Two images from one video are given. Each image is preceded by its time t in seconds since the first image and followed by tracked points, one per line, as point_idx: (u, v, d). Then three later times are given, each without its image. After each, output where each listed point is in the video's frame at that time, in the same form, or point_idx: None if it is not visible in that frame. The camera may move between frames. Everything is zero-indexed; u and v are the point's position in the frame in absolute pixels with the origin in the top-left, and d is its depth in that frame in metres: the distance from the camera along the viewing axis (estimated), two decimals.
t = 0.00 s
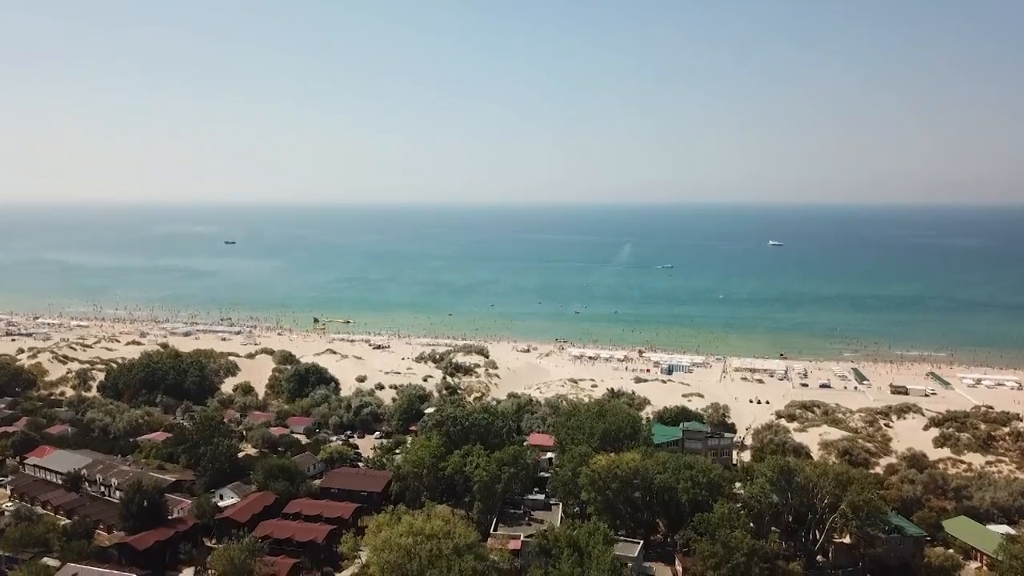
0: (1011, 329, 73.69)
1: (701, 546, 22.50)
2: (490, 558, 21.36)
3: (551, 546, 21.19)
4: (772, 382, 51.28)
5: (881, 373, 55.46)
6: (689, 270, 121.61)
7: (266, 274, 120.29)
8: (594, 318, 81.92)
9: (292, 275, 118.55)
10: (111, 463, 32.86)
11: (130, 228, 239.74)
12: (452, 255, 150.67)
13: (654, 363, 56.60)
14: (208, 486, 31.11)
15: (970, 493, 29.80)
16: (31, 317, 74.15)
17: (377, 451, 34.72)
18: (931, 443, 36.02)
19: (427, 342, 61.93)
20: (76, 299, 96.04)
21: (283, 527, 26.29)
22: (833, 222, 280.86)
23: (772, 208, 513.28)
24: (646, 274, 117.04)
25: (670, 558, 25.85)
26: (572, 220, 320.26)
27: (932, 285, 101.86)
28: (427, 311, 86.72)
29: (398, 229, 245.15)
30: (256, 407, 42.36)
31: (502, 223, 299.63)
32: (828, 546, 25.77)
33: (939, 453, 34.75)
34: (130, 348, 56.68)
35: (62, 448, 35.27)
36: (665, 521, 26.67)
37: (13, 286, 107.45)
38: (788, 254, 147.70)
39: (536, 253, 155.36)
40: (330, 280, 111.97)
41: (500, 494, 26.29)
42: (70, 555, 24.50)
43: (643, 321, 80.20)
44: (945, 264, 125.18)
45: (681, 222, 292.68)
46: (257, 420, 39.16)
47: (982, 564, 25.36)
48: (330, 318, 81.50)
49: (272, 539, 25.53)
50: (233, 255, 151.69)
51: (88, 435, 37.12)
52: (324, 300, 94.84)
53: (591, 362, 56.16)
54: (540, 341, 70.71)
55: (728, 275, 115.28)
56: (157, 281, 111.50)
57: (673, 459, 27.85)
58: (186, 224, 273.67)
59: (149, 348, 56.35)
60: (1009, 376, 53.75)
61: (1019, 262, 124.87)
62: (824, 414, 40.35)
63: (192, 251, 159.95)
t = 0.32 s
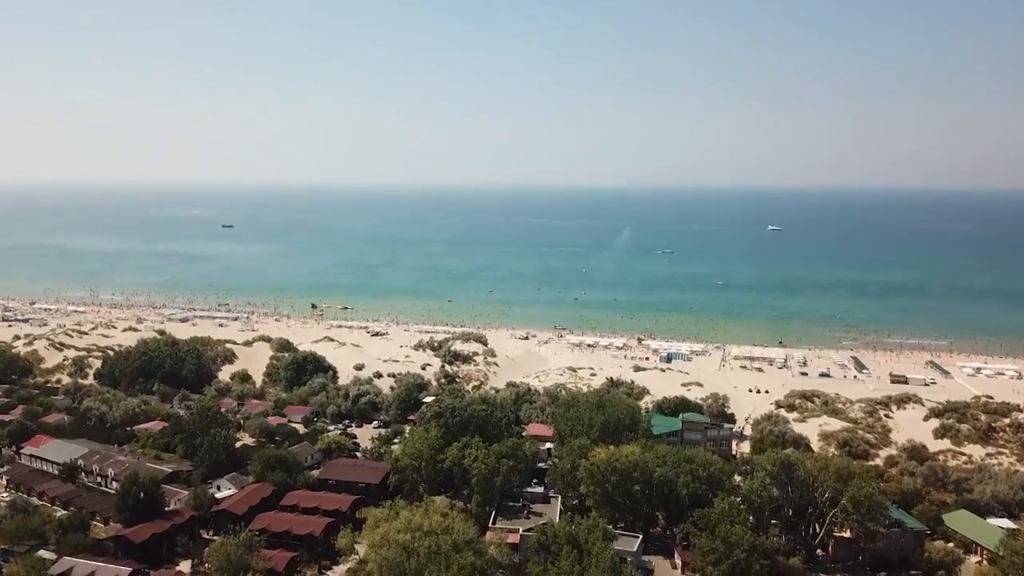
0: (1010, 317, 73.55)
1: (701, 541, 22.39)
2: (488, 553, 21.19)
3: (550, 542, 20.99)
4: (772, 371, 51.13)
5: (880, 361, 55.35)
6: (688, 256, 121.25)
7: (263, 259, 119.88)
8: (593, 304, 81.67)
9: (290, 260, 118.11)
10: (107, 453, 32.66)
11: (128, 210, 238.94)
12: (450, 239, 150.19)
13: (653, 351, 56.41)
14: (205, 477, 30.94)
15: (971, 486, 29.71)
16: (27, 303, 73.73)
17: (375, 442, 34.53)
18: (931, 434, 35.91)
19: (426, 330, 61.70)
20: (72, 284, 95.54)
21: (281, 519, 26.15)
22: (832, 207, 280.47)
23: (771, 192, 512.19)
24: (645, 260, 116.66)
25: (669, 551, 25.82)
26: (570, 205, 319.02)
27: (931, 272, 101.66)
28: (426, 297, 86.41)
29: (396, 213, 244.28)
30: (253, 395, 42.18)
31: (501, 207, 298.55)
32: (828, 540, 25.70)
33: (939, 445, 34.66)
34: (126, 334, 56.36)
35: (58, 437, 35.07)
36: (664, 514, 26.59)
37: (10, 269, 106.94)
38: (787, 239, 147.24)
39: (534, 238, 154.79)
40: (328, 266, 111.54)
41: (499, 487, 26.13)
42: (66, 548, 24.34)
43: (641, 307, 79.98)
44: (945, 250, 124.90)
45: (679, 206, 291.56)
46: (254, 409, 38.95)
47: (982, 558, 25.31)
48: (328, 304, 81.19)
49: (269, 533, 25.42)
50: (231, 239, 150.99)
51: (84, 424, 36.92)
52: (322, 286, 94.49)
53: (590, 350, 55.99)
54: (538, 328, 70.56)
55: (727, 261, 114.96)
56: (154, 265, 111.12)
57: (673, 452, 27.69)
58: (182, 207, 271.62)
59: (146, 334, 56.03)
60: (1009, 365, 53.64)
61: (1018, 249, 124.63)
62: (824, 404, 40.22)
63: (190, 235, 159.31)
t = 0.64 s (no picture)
0: (1010, 307, 73.37)
1: (701, 538, 22.30)
2: (488, 551, 21.01)
3: (549, 541, 20.76)
4: (772, 362, 50.98)
5: (881, 352, 55.20)
6: (688, 244, 120.81)
7: (262, 246, 119.46)
8: (593, 293, 81.42)
9: (288, 248, 117.58)
10: (104, 445, 32.52)
11: (126, 197, 238.26)
12: (449, 227, 149.53)
13: (652, 341, 56.24)
14: (203, 471, 30.81)
15: (971, 481, 29.62)
16: (24, 291, 73.37)
17: (374, 435, 34.37)
18: (932, 427, 35.80)
19: (424, 320, 61.52)
20: (69, 271, 95.04)
21: (279, 514, 26.04)
22: (832, 194, 279.89)
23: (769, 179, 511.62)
24: (645, 248, 116.33)
25: (669, 547, 25.75)
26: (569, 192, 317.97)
27: (931, 260, 101.37)
28: (425, 285, 86.09)
29: (395, 200, 243.13)
30: (251, 387, 42.07)
31: (499, 193, 297.59)
32: (829, 536, 25.66)
33: (940, 438, 34.58)
34: (123, 324, 56.04)
35: (55, 430, 34.90)
36: (664, 509, 26.50)
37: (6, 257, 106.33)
38: (787, 227, 146.81)
39: (533, 226, 154.34)
40: (326, 254, 111.09)
41: (498, 483, 26.01)
42: (63, 543, 24.16)
43: (641, 297, 79.70)
44: (945, 238, 124.64)
45: (679, 193, 290.61)
46: (252, 401, 38.79)
47: (983, 554, 25.26)
48: (326, 293, 80.89)
49: (267, 529, 25.29)
50: (229, 226, 150.20)
51: (81, 416, 36.75)
52: (320, 274, 94.12)
53: (589, 341, 55.81)
54: (537, 318, 70.35)
55: (727, 249, 114.55)
56: (152, 253, 110.71)
57: (674, 447, 27.50)
58: (179, 193, 271.02)
59: (143, 324, 55.71)
60: (1009, 356, 53.53)
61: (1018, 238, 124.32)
62: (824, 396, 40.11)
63: (188, 221, 158.38)
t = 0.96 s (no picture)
0: (1011, 294, 73.15)
1: (701, 534, 22.19)
2: (487, 547, 20.88)
3: (548, 538, 20.58)
4: (772, 351, 50.78)
5: (881, 341, 55.03)
6: (687, 229, 120.34)
7: (259, 231, 118.99)
8: (592, 280, 81.12)
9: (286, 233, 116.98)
10: (101, 436, 32.31)
11: (125, 180, 237.72)
12: (447, 211, 148.83)
13: (652, 329, 56.04)
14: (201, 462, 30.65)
15: (972, 474, 29.49)
16: (20, 277, 72.99)
17: (372, 426, 34.19)
18: (932, 418, 35.68)
19: (423, 307, 61.28)
20: (66, 257, 94.54)
21: (276, 507, 25.91)
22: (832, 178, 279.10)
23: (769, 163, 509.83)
24: (644, 234, 115.89)
25: (668, 541, 25.78)
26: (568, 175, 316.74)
27: (931, 246, 101.03)
28: (423, 272, 85.74)
29: (393, 184, 242.14)
30: (249, 376, 41.85)
31: (498, 177, 296.49)
32: (829, 530, 25.58)
33: (940, 429, 34.48)
34: (120, 311, 55.67)
35: (52, 420, 34.70)
36: (664, 503, 26.38)
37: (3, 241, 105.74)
38: (787, 212, 146.27)
39: (532, 210, 153.68)
40: (324, 239, 110.52)
41: (497, 477, 25.85)
42: (58, 537, 23.99)
43: (640, 283, 79.42)
44: (945, 224, 124.34)
45: (678, 176, 289.43)
46: (250, 390, 38.57)
47: (984, 549, 25.21)
48: (324, 279, 80.56)
49: (266, 522, 25.18)
50: (227, 210, 149.40)
51: (78, 405, 36.54)
52: (319, 260, 93.70)
53: (588, 329, 55.60)
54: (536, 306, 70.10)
55: (726, 234, 114.17)
56: (149, 237, 110.28)
57: (675, 441, 27.31)
58: (177, 176, 270.06)
59: (140, 311, 55.36)
60: (1009, 345, 53.37)
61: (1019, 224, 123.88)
62: (825, 387, 39.99)
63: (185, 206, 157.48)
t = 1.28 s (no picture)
0: (1011, 281, 72.91)
1: (702, 529, 22.11)
2: (486, 542, 20.78)
3: (548, 534, 20.42)
4: (772, 339, 50.64)
5: (881, 329, 54.87)
6: (687, 215, 119.82)
7: (257, 216, 118.42)
8: (591, 267, 80.82)
9: (284, 218, 116.37)
10: (98, 427, 32.13)
11: (120, 163, 236.22)
12: (445, 197, 148.05)
13: (651, 317, 55.86)
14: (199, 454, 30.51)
15: (974, 466, 29.37)
16: (17, 263, 72.62)
17: (371, 416, 34.04)
18: (933, 409, 35.57)
19: (421, 294, 61.05)
20: (62, 242, 93.95)
21: (274, 500, 25.79)
22: (832, 162, 278.19)
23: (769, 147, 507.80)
24: (643, 220, 115.38)
25: (668, 534, 25.78)
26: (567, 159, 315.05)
27: (932, 233, 100.58)
28: (422, 258, 85.38)
29: (391, 168, 240.42)
30: (247, 366, 41.68)
31: (496, 161, 295.00)
32: (829, 524, 25.51)
33: (941, 421, 34.39)
34: (117, 298, 55.30)
35: (48, 410, 34.49)
36: (664, 496, 26.30)
37: None
38: (787, 198, 145.81)
39: (531, 195, 153.04)
40: (322, 225, 109.86)
41: (496, 470, 25.72)
42: (54, 531, 23.80)
43: (641, 270, 79.11)
44: (944, 210, 124.07)
45: (678, 161, 287.85)
46: (248, 380, 38.40)
47: (985, 542, 25.15)
48: (322, 266, 80.17)
49: (263, 516, 25.09)
50: (224, 195, 148.46)
51: (75, 395, 36.34)
52: (317, 246, 93.22)
53: (588, 317, 55.42)
54: (535, 293, 69.83)
55: (726, 221, 113.68)
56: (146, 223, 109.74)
57: (675, 434, 27.16)
58: (173, 160, 268.25)
59: (137, 300, 54.98)
60: (1009, 333, 53.22)
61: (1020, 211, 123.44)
62: (825, 377, 39.89)
63: (182, 190, 156.42)
